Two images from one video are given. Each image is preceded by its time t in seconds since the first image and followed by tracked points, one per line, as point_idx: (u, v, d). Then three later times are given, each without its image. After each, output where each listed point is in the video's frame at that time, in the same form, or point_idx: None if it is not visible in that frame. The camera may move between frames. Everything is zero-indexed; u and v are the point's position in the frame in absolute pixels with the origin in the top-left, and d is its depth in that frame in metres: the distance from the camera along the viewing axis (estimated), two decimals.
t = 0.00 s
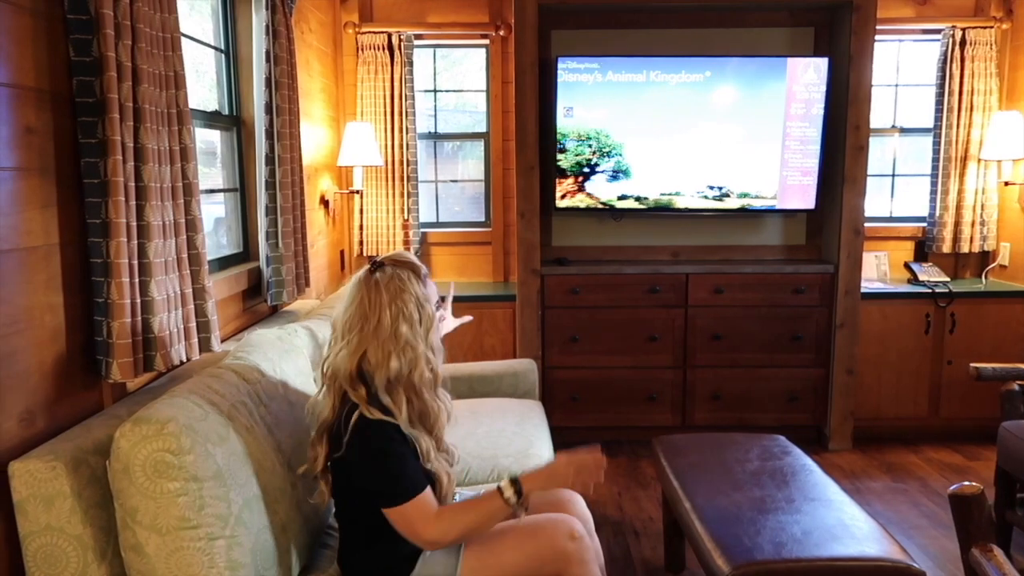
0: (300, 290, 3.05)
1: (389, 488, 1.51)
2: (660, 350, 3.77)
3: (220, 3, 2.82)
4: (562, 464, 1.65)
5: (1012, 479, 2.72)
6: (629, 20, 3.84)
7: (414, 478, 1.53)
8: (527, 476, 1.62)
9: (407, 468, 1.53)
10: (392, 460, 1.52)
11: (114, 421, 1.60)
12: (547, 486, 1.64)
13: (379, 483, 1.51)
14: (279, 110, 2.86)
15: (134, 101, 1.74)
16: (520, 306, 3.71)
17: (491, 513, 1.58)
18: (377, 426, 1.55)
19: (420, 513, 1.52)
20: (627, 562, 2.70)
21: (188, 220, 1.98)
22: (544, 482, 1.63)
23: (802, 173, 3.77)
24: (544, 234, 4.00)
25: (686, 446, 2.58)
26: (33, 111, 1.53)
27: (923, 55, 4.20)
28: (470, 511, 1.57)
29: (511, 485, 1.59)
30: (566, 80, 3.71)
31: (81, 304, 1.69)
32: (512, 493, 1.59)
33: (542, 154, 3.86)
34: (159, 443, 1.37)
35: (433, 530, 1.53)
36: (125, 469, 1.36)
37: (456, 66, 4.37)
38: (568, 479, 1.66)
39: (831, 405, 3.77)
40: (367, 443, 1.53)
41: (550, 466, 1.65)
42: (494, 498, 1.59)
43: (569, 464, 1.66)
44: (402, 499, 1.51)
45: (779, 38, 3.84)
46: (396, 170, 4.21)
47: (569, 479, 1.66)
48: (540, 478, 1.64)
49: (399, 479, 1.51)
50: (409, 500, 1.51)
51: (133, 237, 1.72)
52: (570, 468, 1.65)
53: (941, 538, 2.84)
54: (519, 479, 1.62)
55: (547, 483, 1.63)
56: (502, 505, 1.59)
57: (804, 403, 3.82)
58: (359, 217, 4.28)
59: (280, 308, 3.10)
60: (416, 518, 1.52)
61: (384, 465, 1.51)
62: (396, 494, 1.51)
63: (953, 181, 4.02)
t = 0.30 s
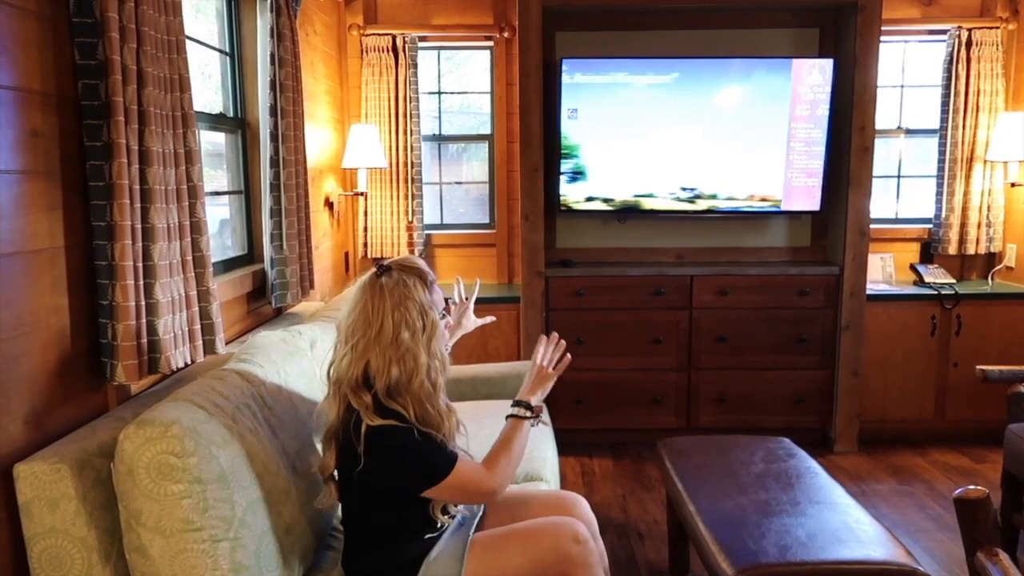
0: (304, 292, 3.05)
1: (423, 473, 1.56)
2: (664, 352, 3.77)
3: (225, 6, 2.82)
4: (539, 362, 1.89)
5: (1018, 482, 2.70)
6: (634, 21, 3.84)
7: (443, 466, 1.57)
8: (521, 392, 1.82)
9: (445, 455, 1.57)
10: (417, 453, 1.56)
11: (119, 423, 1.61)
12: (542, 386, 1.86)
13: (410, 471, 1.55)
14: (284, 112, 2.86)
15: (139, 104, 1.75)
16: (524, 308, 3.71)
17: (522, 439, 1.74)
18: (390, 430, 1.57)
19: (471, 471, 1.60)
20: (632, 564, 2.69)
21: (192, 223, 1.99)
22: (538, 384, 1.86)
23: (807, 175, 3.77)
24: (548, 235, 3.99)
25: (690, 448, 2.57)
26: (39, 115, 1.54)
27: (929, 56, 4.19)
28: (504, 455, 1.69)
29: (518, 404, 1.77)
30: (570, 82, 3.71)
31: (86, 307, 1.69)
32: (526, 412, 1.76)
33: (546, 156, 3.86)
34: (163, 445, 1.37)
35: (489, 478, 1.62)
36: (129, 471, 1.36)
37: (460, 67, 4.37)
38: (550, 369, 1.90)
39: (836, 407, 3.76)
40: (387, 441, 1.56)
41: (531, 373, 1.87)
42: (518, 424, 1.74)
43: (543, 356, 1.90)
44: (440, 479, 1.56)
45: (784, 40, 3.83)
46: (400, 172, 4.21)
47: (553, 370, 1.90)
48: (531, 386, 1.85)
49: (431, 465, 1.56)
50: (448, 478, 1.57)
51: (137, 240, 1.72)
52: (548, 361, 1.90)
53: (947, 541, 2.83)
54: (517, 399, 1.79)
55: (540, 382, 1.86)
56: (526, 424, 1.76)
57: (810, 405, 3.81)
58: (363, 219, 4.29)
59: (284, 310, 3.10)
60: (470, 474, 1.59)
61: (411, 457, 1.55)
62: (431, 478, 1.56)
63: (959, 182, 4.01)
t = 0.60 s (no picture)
0: (304, 294, 3.05)
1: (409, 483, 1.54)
2: (665, 353, 3.76)
3: (227, 8, 2.83)
4: (563, 410, 1.73)
5: (1019, 484, 2.70)
6: (635, 23, 3.84)
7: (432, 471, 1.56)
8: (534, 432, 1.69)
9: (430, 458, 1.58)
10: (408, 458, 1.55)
11: (118, 425, 1.61)
12: (557, 435, 1.71)
13: (396, 479, 1.54)
14: (284, 114, 2.86)
15: (138, 106, 1.74)
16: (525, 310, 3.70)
17: (513, 478, 1.65)
18: (380, 433, 1.56)
19: (450, 494, 1.56)
20: (632, 567, 2.69)
21: (192, 225, 1.98)
22: (552, 432, 1.70)
23: (808, 177, 3.76)
24: (549, 237, 3.99)
25: (691, 450, 2.57)
26: (39, 116, 1.54)
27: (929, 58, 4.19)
28: (491, 484, 1.63)
29: (523, 443, 1.67)
30: (571, 84, 3.72)
31: (85, 308, 1.69)
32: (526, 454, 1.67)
33: (547, 158, 3.86)
34: (162, 447, 1.37)
35: (465, 512, 1.57)
36: (128, 473, 1.36)
37: (462, 69, 4.37)
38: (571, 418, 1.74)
39: (837, 409, 3.75)
40: (377, 446, 1.55)
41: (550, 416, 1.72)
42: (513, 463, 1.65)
43: (572, 406, 1.73)
44: (423, 490, 1.54)
45: (785, 42, 3.83)
46: (401, 174, 4.21)
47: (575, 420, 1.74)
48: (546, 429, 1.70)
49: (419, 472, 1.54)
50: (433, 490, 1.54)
51: (137, 241, 1.72)
52: (573, 410, 1.73)
53: (948, 543, 2.82)
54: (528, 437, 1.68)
55: (556, 432, 1.70)
56: (523, 464, 1.66)
57: (811, 407, 3.81)
58: (364, 220, 4.29)
59: (284, 312, 3.10)
60: (445, 502, 1.55)
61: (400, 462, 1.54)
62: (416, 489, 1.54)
63: (960, 184, 4.00)
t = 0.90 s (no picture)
0: (304, 290, 3.05)
1: (382, 482, 1.51)
2: (665, 350, 3.76)
3: (226, 3, 2.82)
4: (551, 449, 1.58)
5: (1019, 481, 2.70)
6: (635, 19, 3.83)
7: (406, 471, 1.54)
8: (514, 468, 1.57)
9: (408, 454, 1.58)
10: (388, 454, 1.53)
11: (116, 421, 1.60)
12: (538, 475, 1.56)
13: (370, 478, 1.52)
14: (284, 110, 2.86)
15: (137, 101, 1.74)
16: (524, 306, 3.70)
17: (481, 509, 1.54)
18: (366, 429, 1.55)
19: (413, 504, 1.52)
20: (632, 563, 2.69)
21: (191, 220, 1.98)
22: (532, 470, 1.56)
23: (809, 173, 3.76)
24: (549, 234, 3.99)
25: (691, 447, 2.57)
26: (38, 112, 1.54)
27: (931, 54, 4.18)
28: (458, 507, 1.53)
29: (499, 477, 1.56)
30: (571, 80, 3.71)
31: (84, 303, 1.69)
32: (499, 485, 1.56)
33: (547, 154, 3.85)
34: (160, 443, 1.37)
35: (422, 526, 1.51)
36: (126, 468, 1.36)
37: (463, 66, 4.37)
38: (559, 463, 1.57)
39: (838, 406, 3.75)
40: (359, 439, 1.55)
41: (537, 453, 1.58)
42: (484, 492, 1.55)
43: (562, 450, 1.57)
44: (393, 492, 1.51)
45: (786, 38, 3.82)
46: (401, 170, 4.21)
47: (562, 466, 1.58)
48: (527, 467, 1.57)
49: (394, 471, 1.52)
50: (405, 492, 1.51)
51: (136, 237, 1.71)
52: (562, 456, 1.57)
53: (948, 540, 2.82)
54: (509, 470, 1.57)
55: (537, 470, 1.56)
56: (492, 498, 1.55)
57: (811, 404, 3.80)
58: (364, 217, 4.29)
59: (283, 308, 3.10)
60: (403, 513, 1.51)
61: (379, 458, 1.53)
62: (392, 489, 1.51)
63: (961, 181, 3.99)
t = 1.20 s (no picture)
0: (290, 280, 3.03)
1: (373, 480, 1.50)
2: (652, 340, 3.77)
3: None
4: (539, 456, 1.60)
5: (1002, 468, 2.73)
6: (624, 8, 3.82)
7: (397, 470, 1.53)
8: (501, 472, 1.58)
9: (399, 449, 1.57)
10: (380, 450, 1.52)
11: (98, 412, 1.59)
12: (525, 480, 1.59)
13: (360, 476, 1.51)
14: (268, 98, 2.83)
15: (118, 88, 1.71)
16: (512, 297, 3.69)
17: (468, 510, 1.55)
18: (359, 421, 1.54)
19: (400, 502, 1.52)
20: (618, 552, 2.70)
21: (174, 210, 1.96)
22: (520, 475, 1.58)
23: (796, 163, 3.76)
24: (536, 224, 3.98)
25: (677, 436, 2.58)
26: (16, 98, 1.51)
27: (917, 45, 4.19)
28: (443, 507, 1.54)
29: (486, 480, 1.58)
30: (559, 69, 3.69)
31: (65, 294, 1.67)
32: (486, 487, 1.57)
33: (535, 143, 3.84)
34: (143, 434, 1.36)
35: (408, 525, 1.51)
36: (108, 460, 1.35)
37: (451, 55, 4.34)
38: (548, 470, 1.59)
39: (823, 395, 3.77)
40: (353, 432, 1.54)
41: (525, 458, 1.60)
42: (470, 494, 1.56)
43: (551, 458, 1.59)
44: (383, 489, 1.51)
45: (774, 27, 3.82)
46: (388, 160, 4.18)
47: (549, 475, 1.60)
48: (515, 473, 1.59)
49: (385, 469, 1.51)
50: (394, 491, 1.51)
51: (117, 226, 1.70)
52: (551, 464, 1.59)
53: (930, 527, 2.85)
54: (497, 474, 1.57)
55: (524, 475, 1.58)
56: (478, 500, 1.56)
57: (797, 393, 3.83)
58: (350, 206, 4.27)
59: (269, 299, 3.07)
60: (391, 510, 1.51)
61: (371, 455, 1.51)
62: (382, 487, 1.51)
63: (946, 171, 4.01)
